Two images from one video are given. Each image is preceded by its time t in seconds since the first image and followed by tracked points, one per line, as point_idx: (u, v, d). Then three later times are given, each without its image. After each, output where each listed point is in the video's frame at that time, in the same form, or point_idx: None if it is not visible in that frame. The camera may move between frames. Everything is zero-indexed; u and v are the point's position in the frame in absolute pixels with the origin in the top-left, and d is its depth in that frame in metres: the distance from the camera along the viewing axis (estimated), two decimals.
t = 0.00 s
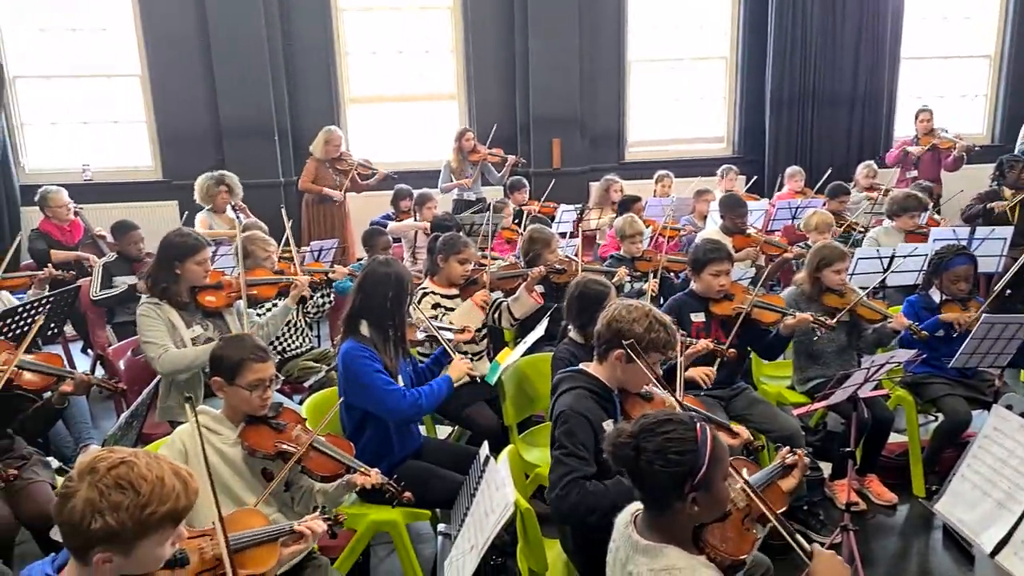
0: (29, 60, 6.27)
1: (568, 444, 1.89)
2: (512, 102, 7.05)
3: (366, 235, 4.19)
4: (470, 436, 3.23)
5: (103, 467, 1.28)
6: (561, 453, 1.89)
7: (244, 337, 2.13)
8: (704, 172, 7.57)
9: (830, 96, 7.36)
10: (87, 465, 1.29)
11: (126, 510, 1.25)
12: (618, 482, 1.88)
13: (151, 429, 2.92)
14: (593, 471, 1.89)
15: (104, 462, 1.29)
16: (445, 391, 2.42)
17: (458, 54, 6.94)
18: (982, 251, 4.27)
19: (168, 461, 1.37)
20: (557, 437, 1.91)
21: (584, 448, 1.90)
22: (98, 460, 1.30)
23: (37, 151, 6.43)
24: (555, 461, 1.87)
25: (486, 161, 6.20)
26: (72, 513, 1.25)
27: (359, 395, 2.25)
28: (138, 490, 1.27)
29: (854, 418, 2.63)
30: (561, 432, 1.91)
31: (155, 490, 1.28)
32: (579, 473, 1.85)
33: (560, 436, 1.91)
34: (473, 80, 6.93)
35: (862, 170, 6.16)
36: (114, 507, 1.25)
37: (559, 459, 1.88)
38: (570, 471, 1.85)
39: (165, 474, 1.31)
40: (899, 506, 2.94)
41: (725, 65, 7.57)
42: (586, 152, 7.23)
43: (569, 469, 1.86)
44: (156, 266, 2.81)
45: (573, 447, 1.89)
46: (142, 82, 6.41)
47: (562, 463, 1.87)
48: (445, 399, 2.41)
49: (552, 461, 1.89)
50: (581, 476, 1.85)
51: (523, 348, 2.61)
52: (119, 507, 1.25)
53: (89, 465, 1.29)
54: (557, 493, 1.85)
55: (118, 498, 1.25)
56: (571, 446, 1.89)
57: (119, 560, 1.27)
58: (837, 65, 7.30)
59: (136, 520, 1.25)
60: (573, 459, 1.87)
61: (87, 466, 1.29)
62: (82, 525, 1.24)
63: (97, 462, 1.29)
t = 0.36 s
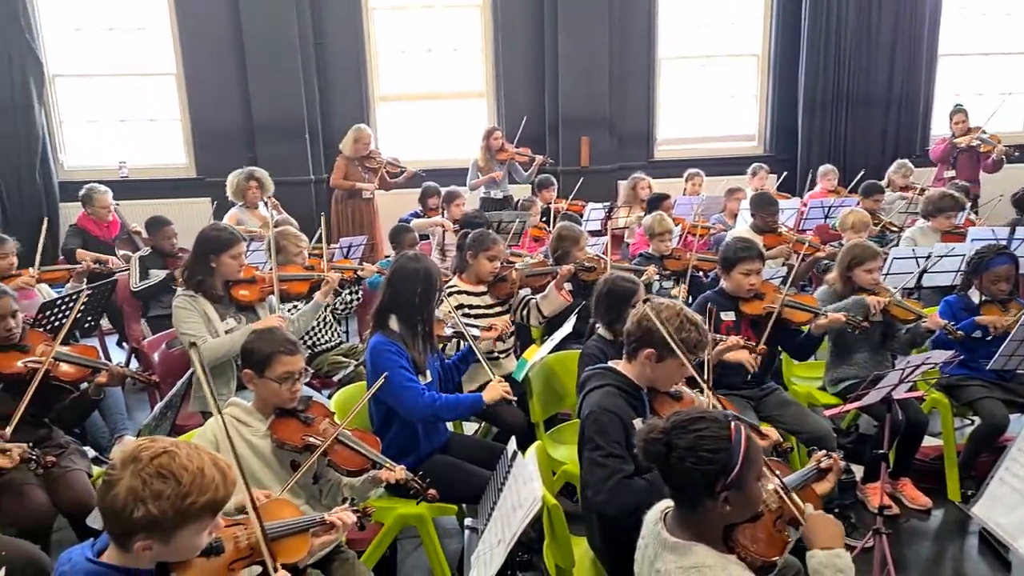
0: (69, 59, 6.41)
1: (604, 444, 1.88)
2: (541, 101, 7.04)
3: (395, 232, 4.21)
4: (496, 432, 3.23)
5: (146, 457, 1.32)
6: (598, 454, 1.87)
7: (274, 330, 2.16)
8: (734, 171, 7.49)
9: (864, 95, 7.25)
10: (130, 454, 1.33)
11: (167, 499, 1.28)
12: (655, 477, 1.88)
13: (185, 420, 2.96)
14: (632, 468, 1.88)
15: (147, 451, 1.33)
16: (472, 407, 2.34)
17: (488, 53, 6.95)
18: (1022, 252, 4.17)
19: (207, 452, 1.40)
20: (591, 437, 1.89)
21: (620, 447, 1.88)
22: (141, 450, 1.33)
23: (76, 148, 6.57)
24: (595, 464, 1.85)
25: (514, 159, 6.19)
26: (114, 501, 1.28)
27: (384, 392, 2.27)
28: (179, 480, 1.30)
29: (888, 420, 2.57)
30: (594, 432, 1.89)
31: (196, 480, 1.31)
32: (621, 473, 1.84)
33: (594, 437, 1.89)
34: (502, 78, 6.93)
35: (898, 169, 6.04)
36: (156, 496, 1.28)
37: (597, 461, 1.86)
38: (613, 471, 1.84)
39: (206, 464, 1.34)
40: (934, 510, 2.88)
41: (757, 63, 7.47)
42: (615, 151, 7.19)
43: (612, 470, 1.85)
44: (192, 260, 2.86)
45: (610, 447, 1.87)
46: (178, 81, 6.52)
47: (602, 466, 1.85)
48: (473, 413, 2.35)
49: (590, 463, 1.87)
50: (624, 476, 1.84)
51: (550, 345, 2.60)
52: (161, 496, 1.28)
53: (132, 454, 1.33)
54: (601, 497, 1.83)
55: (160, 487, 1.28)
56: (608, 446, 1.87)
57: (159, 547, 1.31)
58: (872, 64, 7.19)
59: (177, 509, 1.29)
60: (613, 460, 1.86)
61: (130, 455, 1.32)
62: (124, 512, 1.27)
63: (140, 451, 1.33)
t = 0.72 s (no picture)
0: (109, 59, 6.54)
1: (635, 441, 1.85)
2: (572, 99, 7.02)
3: (425, 229, 4.22)
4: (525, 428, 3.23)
5: (185, 442, 1.36)
6: (629, 450, 1.84)
7: (309, 324, 2.18)
8: (767, 169, 7.39)
9: (902, 92, 7.11)
10: (171, 439, 1.37)
11: (206, 484, 1.31)
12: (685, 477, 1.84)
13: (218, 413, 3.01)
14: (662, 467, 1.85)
15: (187, 437, 1.37)
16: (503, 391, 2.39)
17: (519, 51, 6.94)
18: None
19: (245, 440, 1.44)
20: (624, 434, 1.86)
21: (651, 444, 1.85)
22: (181, 436, 1.37)
23: (114, 146, 6.71)
24: (626, 459, 1.82)
25: (544, 157, 6.18)
26: (155, 485, 1.31)
27: (417, 385, 2.28)
28: (217, 465, 1.33)
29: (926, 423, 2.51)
30: (626, 429, 1.86)
31: (233, 466, 1.34)
32: (651, 470, 1.80)
33: (626, 434, 1.86)
34: (533, 76, 6.92)
35: (936, 168, 5.91)
36: (195, 481, 1.31)
37: (629, 457, 1.83)
38: (643, 469, 1.80)
39: (243, 451, 1.38)
40: (972, 516, 2.81)
41: (792, 60, 7.36)
42: (645, 149, 7.14)
43: (641, 467, 1.81)
44: (226, 255, 2.90)
45: (641, 444, 1.84)
46: (214, 79, 6.62)
47: (631, 463, 1.81)
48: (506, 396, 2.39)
49: (621, 460, 1.83)
50: (653, 474, 1.80)
51: (581, 342, 2.58)
52: (201, 481, 1.31)
53: (172, 440, 1.36)
54: (630, 494, 1.79)
55: (200, 472, 1.31)
56: (639, 443, 1.84)
57: (197, 532, 1.34)
58: (911, 60, 7.06)
59: (215, 495, 1.32)
60: (643, 456, 1.82)
61: (170, 441, 1.36)
62: (165, 496, 1.30)
63: (180, 437, 1.37)
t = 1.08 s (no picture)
0: (151, 58, 6.69)
1: (671, 437, 1.82)
2: (606, 97, 6.99)
3: (458, 225, 4.23)
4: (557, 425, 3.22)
5: (228, 429, 1.38)
6: (664, 447, 1.82)
7: (346, 318, 2.20)
8: (805, 168, 7.28)
9: (945, 89, 6.96)
10: (214, 425, 1.40)
11: (247, 470, 1.33)
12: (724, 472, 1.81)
13: (256, 405, 3.05)
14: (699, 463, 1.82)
15: (229, 424, 1.39)
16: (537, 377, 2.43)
17: (553, 49, 6.92)
18: None
19: (285, 427, 1.46)
20: (658, 430, 1.84)
21: (686, 441, 1.83)
22: (223, 422, 1.39)
23: (155, 143, 6.86)
24: (661, 455, 1.80)
25: (579, 154, 6.16)
26: (198, 470, 1.34)
27: (453, 379, 2.29)
28: (258, 451, 1.35)
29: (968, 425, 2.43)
30: (661, 425, 1.84)
31: (274, 452, 1.36)
32: (687, 466, 1.78)
33: (660, 430, 1.84)
34: (567, 74, 6.91)
35: (981, 167, 5.76)
36: (237, 466, 1.33)
37: (664, 453, 1.81)
38: (679, 464, 1.78)
39: (282, 438, 1.40)
40: (1017, 522, 2.73)
41: (831, 57, 7.24)
42: (680, 147, 7.08)
43: (677, 463, 1.79)
44: (262, 250, 2.94)
45: (677, 440, 1.82)
46: (252, 77, 6.72)
47: (668, 458, 1.79)
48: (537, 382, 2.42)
49: (656, 455, 1.81)
50: (689, 469, 1.78)
51: (614, 339, 2.56)
52: (242, 467, 1.33)
53: (215, 426, 1.39)
54: (667, 490, 1.77)
55: (241, 458, 1.34)
56: (674, 438, 1.82)
57: (238, 517, 1.36)
58: (955, 57, 6.90)
59: (255, 480, 1.34)
60: (678, 452, 1.80)
61: (213, 427, 1.39)
62: (208, 481, 1.32)
63: (223, 423, 1.39)
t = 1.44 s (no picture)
0: (181, 56, 6.78)
1: (695, 429, 1.80)
2: (633, 94, 6.95)
3: (484, 221, 4.22)
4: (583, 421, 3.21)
5: (261, 417, 1.39)
6: (687, 438, 1.81)
7: (375, 311, 2.20)
8: (835, 166, 7.18)
9: (980, 86, 6.83)
10: (248, 413, 1.41)
11: (280, 457, 1.34)
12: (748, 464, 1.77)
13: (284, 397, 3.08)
14: (722, 455, 1.80)
15: (262, 412, 1.40)
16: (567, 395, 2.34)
17: (580, 47, 6.89)
18: None
19: (317, 416, 1.46)
20: (681, 421, 1.83)
21: (711, 433, 1.80)
22: (257, 410, 1.41)
23: (186, 141, 6.96)
24: (682, 446, 1.79)
25: (608, 152, 6.13)
26: (232, 457, 1.35)
27: (477, 372, 2.29)
28: (291, 439, 1.36)
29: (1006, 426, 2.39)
30: (684, 417, 1.83)
31: (306, 441, 1.37)
32: (708, 458, 1.76)
33: (683, 421, 1.83)
34: (594, 71, 6.88)
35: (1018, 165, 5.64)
36: (270, 454, 1.34)
37: (685, 444, 1.80)
38: (699, 456, 1.77)
39: (315, 427, 1.40)
40: None
41: (862, 53, 7.13)
42: (707, 144, 7.02)
43: (697, 455, 1.77)
44: (286, 247, 2.97)
45: (700, 432, 1.80)
46: (281, 75, 6.79)
47: (688, 449, 1.78)
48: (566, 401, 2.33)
49: (677, 446, 1.81)
50: (710, 461, 1.76)
51: (642, 335, 2.54)
52: (275, 454, 1.34)
53: (248, 413, 1.40)
54: (686, 480, 1.76)
55: (274, 446, 1.34)
56: (697, 432, 1.80)
57: (271, 504, 1.37)
58: (990, 52, 6.77)
59: (288, 468, 1.35)
60: (700, 444, 1.79)
61: (247, 415, 1.40)
62: (241, 468, 1.33)
63: (257, 411, 1.41)
